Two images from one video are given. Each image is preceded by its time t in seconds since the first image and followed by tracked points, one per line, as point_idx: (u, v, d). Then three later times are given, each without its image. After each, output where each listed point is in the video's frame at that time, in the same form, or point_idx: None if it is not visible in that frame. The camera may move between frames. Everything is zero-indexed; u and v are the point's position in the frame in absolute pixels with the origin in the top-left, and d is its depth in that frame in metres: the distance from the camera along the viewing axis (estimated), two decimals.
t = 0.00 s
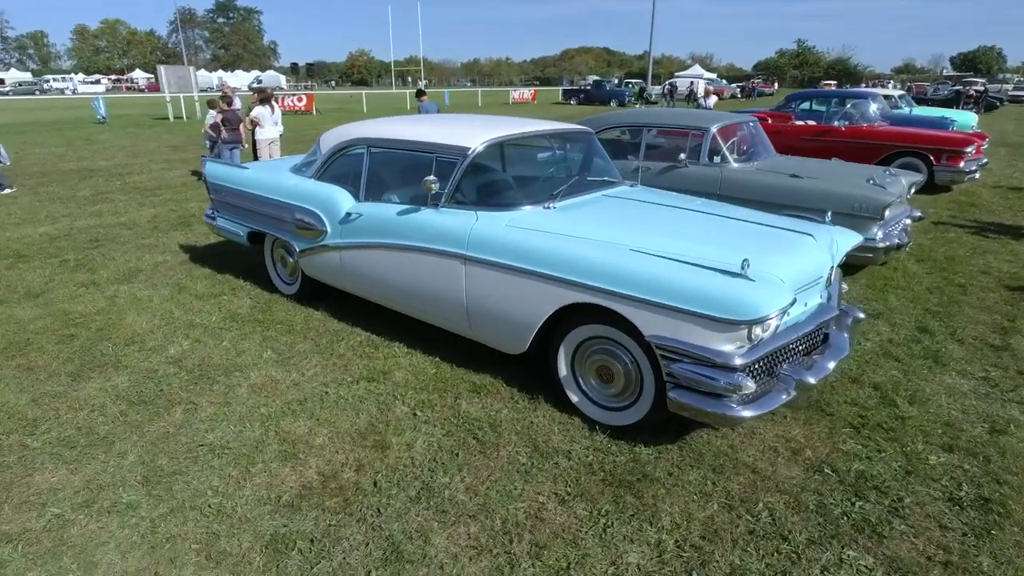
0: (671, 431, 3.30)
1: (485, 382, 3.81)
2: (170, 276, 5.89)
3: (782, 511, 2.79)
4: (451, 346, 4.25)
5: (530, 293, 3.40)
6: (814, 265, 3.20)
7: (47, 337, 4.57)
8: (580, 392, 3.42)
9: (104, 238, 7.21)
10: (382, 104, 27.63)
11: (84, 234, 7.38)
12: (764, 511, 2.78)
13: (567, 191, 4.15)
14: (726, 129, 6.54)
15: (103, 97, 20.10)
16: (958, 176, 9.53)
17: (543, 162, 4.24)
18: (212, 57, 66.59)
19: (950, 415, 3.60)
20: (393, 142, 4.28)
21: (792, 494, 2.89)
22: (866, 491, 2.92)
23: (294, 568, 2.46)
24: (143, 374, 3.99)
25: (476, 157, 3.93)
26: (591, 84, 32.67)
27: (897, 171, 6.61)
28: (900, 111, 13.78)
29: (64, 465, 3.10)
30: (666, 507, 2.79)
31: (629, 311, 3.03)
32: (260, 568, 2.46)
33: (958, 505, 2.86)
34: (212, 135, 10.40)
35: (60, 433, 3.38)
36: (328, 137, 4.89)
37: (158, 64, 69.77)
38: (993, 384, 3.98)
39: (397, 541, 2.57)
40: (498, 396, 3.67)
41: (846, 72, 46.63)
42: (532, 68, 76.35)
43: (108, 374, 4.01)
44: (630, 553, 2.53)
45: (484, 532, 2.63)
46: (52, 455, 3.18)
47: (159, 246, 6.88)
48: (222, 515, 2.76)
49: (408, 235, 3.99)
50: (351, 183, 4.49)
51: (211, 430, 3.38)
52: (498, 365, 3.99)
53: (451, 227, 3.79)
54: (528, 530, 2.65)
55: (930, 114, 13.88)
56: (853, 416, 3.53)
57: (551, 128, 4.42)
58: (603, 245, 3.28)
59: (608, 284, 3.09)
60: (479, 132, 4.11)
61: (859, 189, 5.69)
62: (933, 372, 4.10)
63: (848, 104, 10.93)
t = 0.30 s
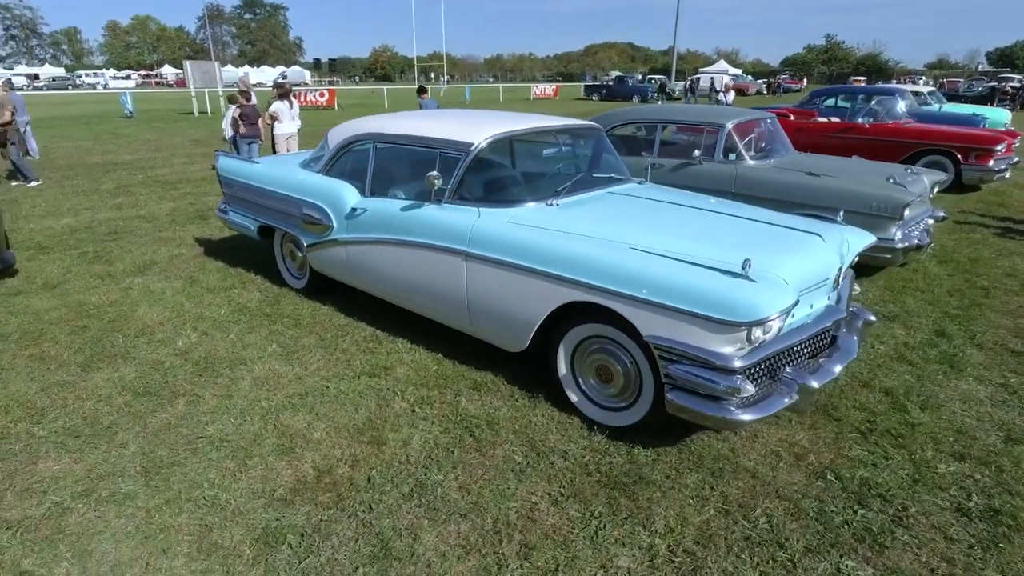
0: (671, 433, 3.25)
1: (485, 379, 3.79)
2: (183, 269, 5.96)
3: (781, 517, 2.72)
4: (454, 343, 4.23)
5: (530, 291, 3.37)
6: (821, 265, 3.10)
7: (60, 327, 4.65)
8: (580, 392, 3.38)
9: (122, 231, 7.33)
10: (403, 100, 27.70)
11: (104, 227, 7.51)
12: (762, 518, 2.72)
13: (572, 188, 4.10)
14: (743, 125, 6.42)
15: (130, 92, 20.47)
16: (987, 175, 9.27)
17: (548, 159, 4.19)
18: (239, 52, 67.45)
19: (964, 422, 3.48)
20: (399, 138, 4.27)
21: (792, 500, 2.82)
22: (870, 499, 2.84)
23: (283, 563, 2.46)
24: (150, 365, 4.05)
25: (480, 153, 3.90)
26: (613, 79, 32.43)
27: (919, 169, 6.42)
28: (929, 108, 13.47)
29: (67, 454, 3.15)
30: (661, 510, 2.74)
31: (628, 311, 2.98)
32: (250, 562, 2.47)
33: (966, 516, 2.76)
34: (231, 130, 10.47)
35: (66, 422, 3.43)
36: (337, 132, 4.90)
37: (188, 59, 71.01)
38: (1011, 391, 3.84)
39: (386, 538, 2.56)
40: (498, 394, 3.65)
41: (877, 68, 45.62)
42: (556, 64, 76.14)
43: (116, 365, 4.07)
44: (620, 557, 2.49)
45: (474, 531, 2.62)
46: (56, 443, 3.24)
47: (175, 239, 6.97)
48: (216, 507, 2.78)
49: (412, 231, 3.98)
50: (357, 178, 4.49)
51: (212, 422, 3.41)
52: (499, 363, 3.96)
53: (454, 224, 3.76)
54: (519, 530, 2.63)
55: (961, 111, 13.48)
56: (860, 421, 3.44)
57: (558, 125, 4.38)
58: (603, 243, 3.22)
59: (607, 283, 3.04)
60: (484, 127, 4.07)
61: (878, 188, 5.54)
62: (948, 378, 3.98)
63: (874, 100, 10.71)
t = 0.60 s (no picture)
0: (666, 440, 3.19)
1: (481, 382, 3.76)
2: (190, 266, 6.01)
3: (773, 530, 2.65)
4: (452, 344, 4.20)
5: (523, 293, 3.32)
6: (820, 271, 3.01)
7: (66, 323, 4.71)
8: (573, 396, 3.32)
9: (134, 227, 7.42)
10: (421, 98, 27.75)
11: (117, 224, 7.60)
12: (753, 530, 2.64)
13: (572, 189, 4.05)
14: (754, 124, 6.30)
15: (151, 90, 20.75)
16: (1011, 176, 8.95)
17: (548, 159, 4.14)
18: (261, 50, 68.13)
19: (971, 433, 3.37)
20: (398, 138, 4.25)
21: (785, 513, 2.74)
22: (867, 512, 2.75)
23: (263, 566, 2.45)
24: (149, 362, 4.07)
25: (477, 153, 3.87)
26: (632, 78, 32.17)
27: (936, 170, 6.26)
28: (955, 107, 13.13)
29: (61, 450, 3.18)
30: (649, 520, 2.68)
31: (620, 315, 2.92)
32: (230, 564, 2.46)
33: (967, 533, 2.67)
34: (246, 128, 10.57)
35: (62, 418, 3.46)
36: (339, 131, 4.90)
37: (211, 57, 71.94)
38: None
39: (367, 543, 2.54)
40: (492, 397, 3.61)
41: (903, 66, 44.75)
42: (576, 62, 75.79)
43: (116, 361, 4.10)
44: (604, 567, 2.44)
45: (457, 537, 2.58)
46: (52, 440, 3.26)
47: (185, 236, 7.03)
48: (202, 507, 2.77)
49: (409, 231, 3.95)
50: (357, 178, 4.48)
51: (205, 421, 3.42)
52: (496, 366, 3.92)
53: (449, 225, 3.73)
54: (503, 538, 2.59)
55: (986, 111, 13.14)
56: (863, 431, 3.34)
57: (559, 125, 4.32)
58: (597, 245, 3.17)
59: (598, 286, 2.99)
60: (482, 127, 4.04)
61: (891, 190, 5.39)
62: (958, 387, 3.85)
63: (894, 101, 10.47)
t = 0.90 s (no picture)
0: (654, 447, 3.13)
1: (471, 385, 3.72)
2: (193, 265, 6.04)
3: (760, 542, 2.58)
4: (445, 347, 4.17)
5: (512, 296, 3.28)
6: (814, 276, 2.93)
7: (67, 321, 4.75)
8: (562, 401, 3.27)
9: (142, 226, 7.48)
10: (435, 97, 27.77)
11: (125, 222, 7.67)
12: (739, 542, 2.58)
13: (567, 191, 4.00)
14: (761, 125, 6.19)
15: (169, 90, 20.97)
16: None
17: (543, 160, 4.10)
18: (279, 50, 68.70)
19: (974, 445, 3.26)
20: (393, 138, 4.24)
21: (774, 525, 2.67)
22: (858, 526, 2.67)
23: (238, 570, 2.43)
24: (144, 361, 4.09)
25: (470, 153, 3.83)
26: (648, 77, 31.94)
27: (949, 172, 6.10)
28: (976, 107, 12.82)
29: (50, 449, 3.19)
30: (632, 529, 2.63)
31: (606, 319, 2.86)
32: (206, 567, 2.45)
33: (962, 549, 2.58)
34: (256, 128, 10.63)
35: (55, 417, 3.48)
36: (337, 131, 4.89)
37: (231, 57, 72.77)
38: None
39: (345, 548, 2.52)
40: (482, 401, 3.57)
41: (926, 65, 43.96)
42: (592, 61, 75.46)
43: (112, 360, 4.12)
44: None
45: (436, 544, 2.55)
46: (42, 438, 3.28)
47: (190, 235, 7.08)
48: (183, 508, 2.77)
49: (402, 232, 3.93)
50: (353, 178, 4.47)
51: (194, 421, 3.42)
52: (488, 369, 3.88)
53: (441, 226, 3.70)
54: (482, 545, 2.55)
55: (1006, 110, 12.85)
56: (860, 441, 3.25)
57: (555, 125, 4.27)
58: (586, 248, 3.12)
59: (586, 290, 2.93)
60: (476, 127, 4.00)
61: (900, 192, 5.26)
62: (963, 397, 3.74)
63: (910, 100, 10.23)
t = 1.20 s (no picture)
0: (646, 451, 3.07)
1: (464, 385, 3.69)
2: (198, 262, 6.08)
3: (748, 551, 2.51)
4: (440, 346, 4.14)
5: (502, 295, 3.24)
6: (810, 277, 2.86)
7: (70, 318, 4.80)
8: (553, 403, 3.23)
9: (152, 224, 7.56)
10: (450, 96, 27.78)
11: (135, 220, 7.75)
12: (727, 549, 2.51)
13: (563, 190, 3.96)
14: (770, 123, 6.09)
15: (186, 90, 21.19)
16: None
17: (540, 159, 4.06)
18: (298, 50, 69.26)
19: (979, 452, 3.16)
20: (390, 137, 4.23)
21: (764, 532, 2.60)
22: (852, 535, 2.59)
23: (217, 569, 2.43)
24: (142, 358, 4.11)
25: (464, 151, 3.80)
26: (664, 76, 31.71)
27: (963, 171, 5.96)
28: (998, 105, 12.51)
29: (43, 445, 3.22)
30: (618, 535, 2.57)
31: (594, 320, 2.82)
32: (187, 566, 2.44)
33: (960, 561, 2.49)
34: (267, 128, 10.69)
35: (50, 412, 3.51)
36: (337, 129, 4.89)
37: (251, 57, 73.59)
38: None
39: (325, 549, 2.50)
40: (474, 401, 3.54)
41: (950, 62, 43.14)
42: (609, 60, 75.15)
43: (111, 357, 4.15)
44: None
45: (417, 546, 2.52)
46: (36, 433, 3.31)
47: (198, 233, 7.13)
48: (168, 506, 2.77)
49: (397, 231, 3.91)
50: (351, 176, 4.46)
51: (186, 419, 3.42)
52: (481, 369, 3.85)
53: (434, 225, 3.68)
54: (463, 548, 2.51)
55: None
56: (859, 447, 3.16)
57: (554, 124, 4.22)
58: (577, 248, 3.07)
59: (574, 290, 2.89)
60: (471, 126, 3.97)
61: (910, 192, 5.13)
62: (969, 403, 3.63)
63: (928, 99, 9.99)
